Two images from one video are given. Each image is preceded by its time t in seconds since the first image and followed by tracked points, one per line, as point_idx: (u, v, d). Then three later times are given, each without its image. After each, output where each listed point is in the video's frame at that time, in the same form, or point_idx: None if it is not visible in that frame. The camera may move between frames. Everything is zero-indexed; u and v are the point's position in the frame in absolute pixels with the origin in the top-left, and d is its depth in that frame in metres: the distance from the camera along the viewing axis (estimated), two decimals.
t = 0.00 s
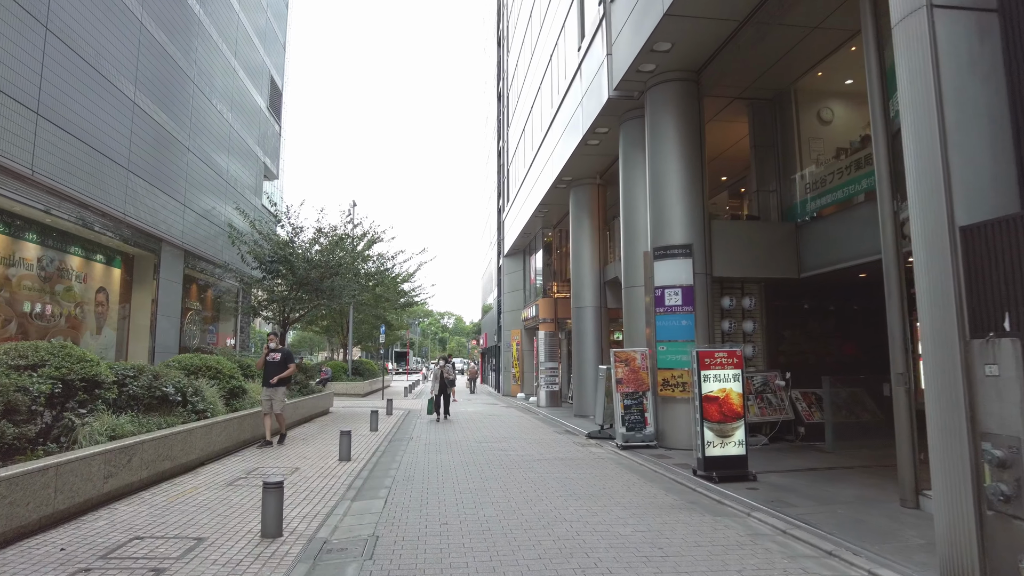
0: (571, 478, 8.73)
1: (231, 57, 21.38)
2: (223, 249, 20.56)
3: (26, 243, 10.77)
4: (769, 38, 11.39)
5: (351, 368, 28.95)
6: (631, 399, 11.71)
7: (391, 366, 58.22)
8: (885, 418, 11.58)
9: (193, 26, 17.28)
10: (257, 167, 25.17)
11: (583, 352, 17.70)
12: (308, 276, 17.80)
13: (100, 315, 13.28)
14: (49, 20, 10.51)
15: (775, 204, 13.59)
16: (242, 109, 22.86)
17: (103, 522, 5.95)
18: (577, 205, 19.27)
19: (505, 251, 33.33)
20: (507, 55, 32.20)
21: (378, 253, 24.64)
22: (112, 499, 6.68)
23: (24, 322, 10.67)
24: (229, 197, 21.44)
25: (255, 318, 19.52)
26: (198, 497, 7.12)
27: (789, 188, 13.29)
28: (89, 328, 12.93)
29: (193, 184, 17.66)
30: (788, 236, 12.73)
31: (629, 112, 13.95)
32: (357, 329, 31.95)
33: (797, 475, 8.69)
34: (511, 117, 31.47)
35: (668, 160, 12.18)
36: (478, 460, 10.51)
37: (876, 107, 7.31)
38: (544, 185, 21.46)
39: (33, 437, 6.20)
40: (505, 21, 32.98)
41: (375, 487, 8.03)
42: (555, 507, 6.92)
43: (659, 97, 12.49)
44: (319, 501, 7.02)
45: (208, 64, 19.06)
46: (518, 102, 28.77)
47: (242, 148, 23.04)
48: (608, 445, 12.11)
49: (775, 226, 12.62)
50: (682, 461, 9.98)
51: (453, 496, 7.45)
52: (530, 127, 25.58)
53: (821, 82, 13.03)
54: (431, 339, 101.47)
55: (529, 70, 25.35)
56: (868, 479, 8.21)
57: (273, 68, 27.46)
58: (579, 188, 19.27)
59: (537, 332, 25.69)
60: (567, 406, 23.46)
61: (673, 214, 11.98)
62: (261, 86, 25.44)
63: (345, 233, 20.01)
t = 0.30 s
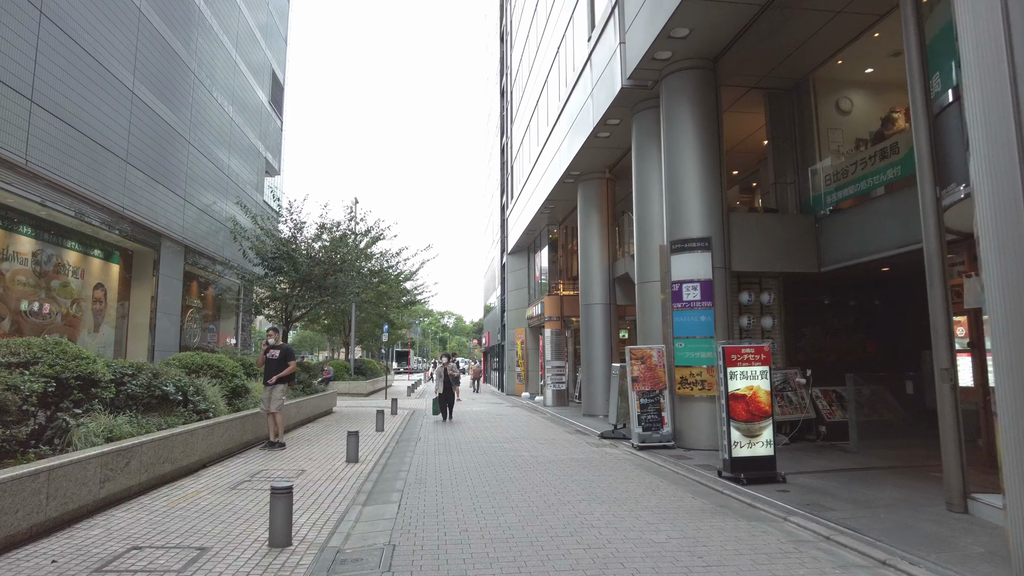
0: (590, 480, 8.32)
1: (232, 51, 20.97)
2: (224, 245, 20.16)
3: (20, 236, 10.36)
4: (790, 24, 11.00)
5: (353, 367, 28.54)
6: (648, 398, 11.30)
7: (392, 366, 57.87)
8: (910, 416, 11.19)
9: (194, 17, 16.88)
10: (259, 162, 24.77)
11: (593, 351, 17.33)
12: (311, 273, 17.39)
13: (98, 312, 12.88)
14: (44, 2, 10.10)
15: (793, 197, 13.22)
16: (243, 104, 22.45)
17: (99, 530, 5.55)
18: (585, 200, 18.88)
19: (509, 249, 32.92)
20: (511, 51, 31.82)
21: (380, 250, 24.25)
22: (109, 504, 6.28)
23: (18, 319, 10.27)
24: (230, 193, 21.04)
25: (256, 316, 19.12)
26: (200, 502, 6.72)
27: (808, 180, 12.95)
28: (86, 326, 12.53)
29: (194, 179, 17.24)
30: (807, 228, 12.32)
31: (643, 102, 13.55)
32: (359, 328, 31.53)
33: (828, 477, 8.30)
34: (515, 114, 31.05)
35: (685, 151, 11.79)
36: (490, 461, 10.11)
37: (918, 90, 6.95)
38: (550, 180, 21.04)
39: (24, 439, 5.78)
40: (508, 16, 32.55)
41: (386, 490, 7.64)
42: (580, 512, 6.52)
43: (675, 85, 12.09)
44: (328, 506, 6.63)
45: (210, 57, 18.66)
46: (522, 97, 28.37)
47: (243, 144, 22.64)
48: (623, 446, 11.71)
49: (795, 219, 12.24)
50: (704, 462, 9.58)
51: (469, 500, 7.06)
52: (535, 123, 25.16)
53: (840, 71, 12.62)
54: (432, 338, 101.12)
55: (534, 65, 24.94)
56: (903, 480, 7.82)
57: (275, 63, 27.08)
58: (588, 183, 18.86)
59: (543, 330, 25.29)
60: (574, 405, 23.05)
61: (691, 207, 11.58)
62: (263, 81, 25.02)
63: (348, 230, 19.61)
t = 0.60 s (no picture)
0: (605, 488, 7.94)
1: (228, 45, 20.51)
2: (219, 243, 19.70)
3: (5, 233, 9.90)
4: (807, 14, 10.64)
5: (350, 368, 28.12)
6: (660, 401, 10.92)
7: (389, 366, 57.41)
8: (930, 420, 10.84)
9: (188, 8, 16.42)
10: (255, 160, 24.31)
11: (597, 351, 16.97)
12: (308, 272, 16.96)
13: (89, 312, 12.45)
14: None
15: (806, 194, 12.87)
16: (239, 100, 21.99)
17: (85, 548, 5.11)
18: (589, 198, 18.52)
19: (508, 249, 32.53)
20: (510, 48, 31.42)
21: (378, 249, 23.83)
22: (96, 518, 5.85)
23: (3, 320, 9.80)
24: (226, 191, 20.57)
25: (252, 316, 18.67)
26: (195, 514, 6.30)
27: (822, 176, 12.62)
28: (76, 327, 12.08)
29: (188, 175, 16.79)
30: (822, 226, 11.95)
31: (652, 97, 13.18)
32: (356, 328, 31.10)
33: (853, 484, 7.95)
34: (514, 111, 30.66)
35: (697, 146, 11.42)
36: (498, 467, 9.72)
37: (955, 78, 6.59)
38: (552, 178, 20.65)
39: (4, 449, 5.35)
40: (507, 13, 32.15)
41: (392, 500, 7.24)
42: (600, 525, 6.13)
43: (686, 78, 11.72)
44: (332, 519, 6.22)
45: (205, 50, 18.20)
46: (522, 95, 28.00)
47: (240, 141, 22.18)
48: (633, 450, 11.34)
49: (809, 216, 11.89)
50: (721, 469, 9.21)
51: (480, 512, 6.67)
52: (535, 120, 24.76)
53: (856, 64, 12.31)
54: (428, 339, 100.72)
55: (535, 61, 24.56)
56: (934, 489, 7.46)
57: (272, 60, 26.63)
58: (591, 180, 18.51)
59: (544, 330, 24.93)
60: (576, 407, 22.68)
61: (704, 203, 11.21)
62: (259, 77, 24.55)
63: (347, 228, 19.19)
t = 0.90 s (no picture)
0: (625, 493, 7.50)
1: (225, 37, 20.01)
2: (215, 240, 19.22)
3: None
4: None
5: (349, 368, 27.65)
6: (676, 400, 10.47)
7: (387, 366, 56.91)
8: (956, 419, 10.43)
9: None
10: (252, 156, 23.81)
11: (604, 349, 16.54)
12: (307, 269, 16.49)
13: (78, 310, 11.97)
14: None
15: (823, 186, 12.46)
16: (235, 93, 21.50)
17: (68, 564, 4.64)
18: (595, 192, 18.09)
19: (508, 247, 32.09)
20: (510, 43, 30.97)
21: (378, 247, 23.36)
22: (83, 529, 5.39)
23: None
24: (222, 186, 20.09)
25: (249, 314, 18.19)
26: (191, 524, 5.85)
27: (840, 167, 12.21)
28: (65, 325, 11.60)
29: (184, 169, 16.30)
30: (842, 218, 11.54)
31: (663, 86, 12.75)
32: (355, 327, 30.63)
33: (888, 487, 7.53)
34: (515, 107, 30.21)
35: (713, 135, 10.99)
36: (509, 470, 9.28)
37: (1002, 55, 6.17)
38: (556, 173, 20.22)
39: None
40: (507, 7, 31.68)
41: (401, 507, 6.80)
42: (628, 533, 5.69)
43: (700, 66, 11.29)
44: (337, 529, 5.77)
45: (201, 41, 17.70)
46: (523, 90, 27.56)
47: (236, 135, 21.68)
48: (648, 452, 10.90)
49: (828, 208, 11.48)
50: (744, 471, 8.79)
51: (496, 520, 6.22)
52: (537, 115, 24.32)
53: (873, 51, 11.88)
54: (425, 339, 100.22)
55: (537, 55, 24.12)
56: (976, 493, 7.04)
57: (270, 54, 26.14)
58: (597, 174, 18.07)
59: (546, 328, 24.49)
60: (580, 407, 22.25)
61: (720, 195, 10.79)
62: (256, 70, 24.04)
63: (346, 224, 18.72)
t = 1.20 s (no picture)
0: (654, 501, 7.07)
1: (227, 31, 19.60)
2: (217, 238, 18.81)
3: None
4: None
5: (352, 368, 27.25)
6: (699, 402, 10.01)
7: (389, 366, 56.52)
8: (990, 420, 10.02)
9: None
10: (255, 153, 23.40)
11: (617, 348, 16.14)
12: (311, 267, 16.10)
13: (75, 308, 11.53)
14: None
15: (846, 180, 12.03)
16: (237, 89, 21.09)
17: None
18: (605, 187, 17.65)
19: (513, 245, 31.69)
20: (515, 39, 30.53)
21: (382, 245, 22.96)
22: (79, 545, 4.98)
23: None
24: (224, 183, 19.68)
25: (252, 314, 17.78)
26: (195, 538, 5.43)
27: (865, 160, 11.79)
28: (62, 324, 11.18)
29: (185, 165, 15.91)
30: (868, 212, 11.12)
31: (680, 76, 12.32)
32: (359, 327, 30.22)
33: (931, 494, 7.11)
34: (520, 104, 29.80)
35: (735, 127, 10.56)
36: (527, 475, 8.86)
37: None
38: (564, 169, 19.78)
39: None
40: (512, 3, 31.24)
41: (418, 517, 6.39)
42: (667, 547, 5.27)
43: (721, 54, 10.86)
44: (352, 543, 5.36)
45: (203, 34, 17.31)
46: (529, 86, 27.14)
47: (238, 132, 21.26)
48: (669, 455, 10.47)
49: (854, 202, 11.06)
50: (775, 477, 8.37)
51: (522, 532, 5.81)
52: (544, 110, 23.89)
53: (899, 40, 11.46)
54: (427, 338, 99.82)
55: (544, 49, 23.71)
56: None
57: (272, 50, 25.73)
58: (607, 169, 17.63)
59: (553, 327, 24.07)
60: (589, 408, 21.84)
61: (743, 188, 10.37)
62: (258, 66, 23.61)
63: (351, 222, 18.32)
